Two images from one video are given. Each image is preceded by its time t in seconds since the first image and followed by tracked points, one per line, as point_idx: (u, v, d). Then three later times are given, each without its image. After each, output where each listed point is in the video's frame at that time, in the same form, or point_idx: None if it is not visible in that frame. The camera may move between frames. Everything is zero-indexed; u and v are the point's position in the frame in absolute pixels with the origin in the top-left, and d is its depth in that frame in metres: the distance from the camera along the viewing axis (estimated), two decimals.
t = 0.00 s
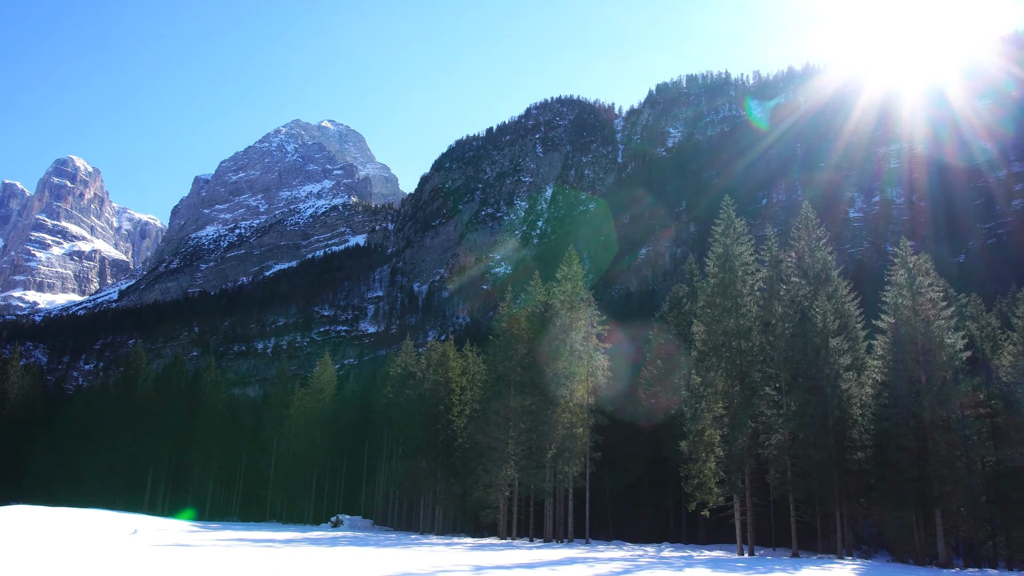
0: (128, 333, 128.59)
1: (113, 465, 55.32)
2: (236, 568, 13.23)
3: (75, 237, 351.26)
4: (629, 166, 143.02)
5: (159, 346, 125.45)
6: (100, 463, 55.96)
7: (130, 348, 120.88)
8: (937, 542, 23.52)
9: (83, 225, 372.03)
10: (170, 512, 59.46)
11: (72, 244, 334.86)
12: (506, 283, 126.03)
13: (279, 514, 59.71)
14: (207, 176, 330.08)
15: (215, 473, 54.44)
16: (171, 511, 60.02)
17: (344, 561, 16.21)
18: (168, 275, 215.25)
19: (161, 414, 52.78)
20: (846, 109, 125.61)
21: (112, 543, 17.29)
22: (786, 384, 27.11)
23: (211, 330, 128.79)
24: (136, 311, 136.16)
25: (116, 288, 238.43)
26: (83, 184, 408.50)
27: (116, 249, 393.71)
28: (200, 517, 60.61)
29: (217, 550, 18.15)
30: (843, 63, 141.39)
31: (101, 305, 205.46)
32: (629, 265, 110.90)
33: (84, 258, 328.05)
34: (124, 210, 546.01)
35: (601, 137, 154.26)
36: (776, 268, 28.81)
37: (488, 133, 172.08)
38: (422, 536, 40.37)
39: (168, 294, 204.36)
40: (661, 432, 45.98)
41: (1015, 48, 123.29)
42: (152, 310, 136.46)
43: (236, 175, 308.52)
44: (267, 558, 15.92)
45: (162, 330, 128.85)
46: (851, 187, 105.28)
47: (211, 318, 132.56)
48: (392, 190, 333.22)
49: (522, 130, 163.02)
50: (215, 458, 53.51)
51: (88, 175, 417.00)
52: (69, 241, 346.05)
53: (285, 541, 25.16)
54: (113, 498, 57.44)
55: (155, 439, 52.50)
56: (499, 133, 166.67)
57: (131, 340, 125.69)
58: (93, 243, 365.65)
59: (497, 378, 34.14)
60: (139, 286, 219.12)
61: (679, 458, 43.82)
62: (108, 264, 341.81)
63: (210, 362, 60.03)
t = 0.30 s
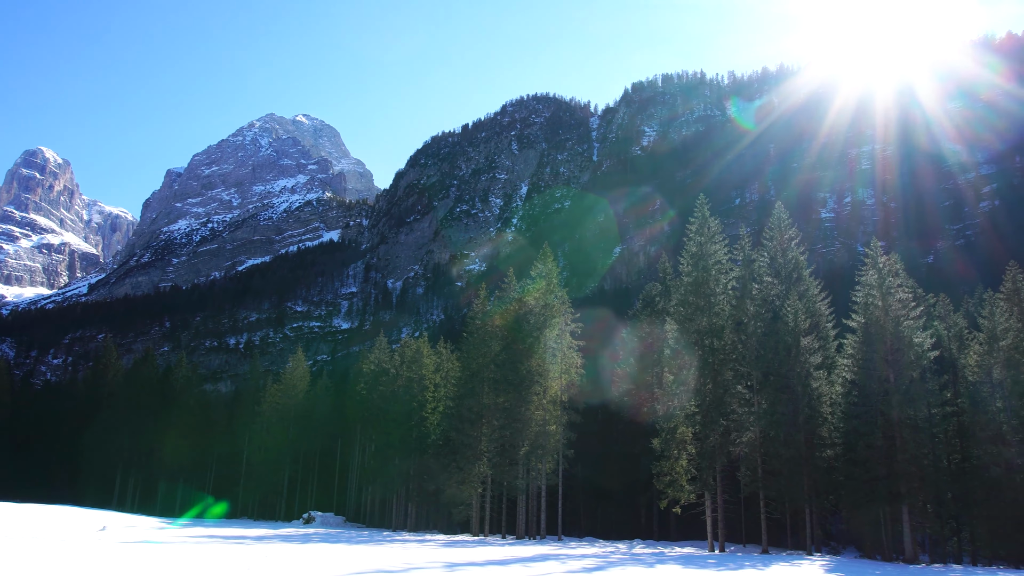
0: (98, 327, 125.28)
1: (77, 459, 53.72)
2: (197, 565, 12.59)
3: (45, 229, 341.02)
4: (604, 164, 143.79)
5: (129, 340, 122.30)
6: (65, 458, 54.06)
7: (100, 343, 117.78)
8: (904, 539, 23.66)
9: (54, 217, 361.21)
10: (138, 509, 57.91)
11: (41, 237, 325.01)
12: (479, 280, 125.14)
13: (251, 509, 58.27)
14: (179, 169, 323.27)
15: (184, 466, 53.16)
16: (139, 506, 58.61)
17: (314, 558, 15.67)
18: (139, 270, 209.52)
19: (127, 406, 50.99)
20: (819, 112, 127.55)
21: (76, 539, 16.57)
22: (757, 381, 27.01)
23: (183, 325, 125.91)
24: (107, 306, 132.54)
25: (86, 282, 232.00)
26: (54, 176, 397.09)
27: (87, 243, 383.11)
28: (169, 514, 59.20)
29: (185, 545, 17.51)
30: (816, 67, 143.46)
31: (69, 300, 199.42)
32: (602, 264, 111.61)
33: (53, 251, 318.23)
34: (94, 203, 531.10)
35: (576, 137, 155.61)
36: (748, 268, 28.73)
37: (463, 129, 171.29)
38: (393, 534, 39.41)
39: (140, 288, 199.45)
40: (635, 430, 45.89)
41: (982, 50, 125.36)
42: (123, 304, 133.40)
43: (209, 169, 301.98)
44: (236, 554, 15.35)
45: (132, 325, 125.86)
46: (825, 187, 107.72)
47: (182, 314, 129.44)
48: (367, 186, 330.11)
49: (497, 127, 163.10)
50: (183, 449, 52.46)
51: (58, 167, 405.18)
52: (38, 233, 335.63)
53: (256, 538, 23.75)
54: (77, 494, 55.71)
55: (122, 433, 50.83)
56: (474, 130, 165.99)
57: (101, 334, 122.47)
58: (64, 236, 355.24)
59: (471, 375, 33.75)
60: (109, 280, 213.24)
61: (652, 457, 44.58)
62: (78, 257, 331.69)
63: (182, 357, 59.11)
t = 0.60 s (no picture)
0: (64, 323, 122.03)
1: (37, 456, 51.10)
2: (166, 563, 12.10)
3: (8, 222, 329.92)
4: (578, 164, 144.49)
5: (96, 335, 119.07)
6: (22, 455, 51.86)
7: (65, 338, 114.42)
8: (870, 536, 23.95)
9: (17, 209, 349.69)
10: (106, 506, 56.48)
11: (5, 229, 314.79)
12: (453, 277, 124.49)
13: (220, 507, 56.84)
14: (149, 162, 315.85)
15: (152, 462, 51.93)
16: (106, 504, 57.05)
17: (282, 554, 15.19)
18: (107, 264, 203.80)
19: (105, 398, 51.02)
20: (791, 116, 129.70)
21: (40, 534, 15.70)
22: (728, 382, 26.87)
23: (152, 321, 123.16)
24: (74, 301, 129.07)
25: (52, 276, 225.42)
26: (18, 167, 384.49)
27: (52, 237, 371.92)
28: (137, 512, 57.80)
29: (154, 542, 16.88)
30: (787, 71, 145.87)
31: (35, 294, 193.55)
32: (575, 262, 112.30)
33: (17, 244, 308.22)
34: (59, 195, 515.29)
35: (551, 135, 156.11)
36: (720, 268, 28.83)
37: (438, 126, 170.24)
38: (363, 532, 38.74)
39: (109, 283, 194.57)
40: (606, 430, 45.94)
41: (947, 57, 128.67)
42: (91, 299, 130.04)
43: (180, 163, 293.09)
44: (207, 551, 14.88)
45: (101, 320, 122.94)
46: (796, 189, 109.83)
47: (151, 309, 126.52)
48: (341, 181, 326.19)
49: (472, 125, 162.40)
50: (152, 447, 51.12)
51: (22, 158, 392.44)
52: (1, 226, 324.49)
53: (228, 535, 22.67)
54: (43, 491, 54.14)
55: (85, 428, 49.13)
56: (449, 127, 164.94)
57: (68, 330, 119.03)
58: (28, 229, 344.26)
59: (444, 373, 33.31)
60: (76, 274, 207.37)
61: (622, 457, 44.28)
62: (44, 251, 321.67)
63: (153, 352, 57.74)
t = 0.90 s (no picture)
0: (28, 318, 118.03)
1: None
2: (133, 561, 11.45)
3: None
4: (551, 163, 144.74)
5: (61, 331, 115.39)
6: None
7: (28, 334, 110.58)
8: (837, 535, 24.11)
9: None
10: (71, 504, 54.68)
11: None
12: (426, 275, 123.45)
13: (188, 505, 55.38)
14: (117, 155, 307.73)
15: (120, 460, 49.95)
16: (71, 502, 55.30)
17: (250, 553, 14.53)
18: (73, 259, 197.78)
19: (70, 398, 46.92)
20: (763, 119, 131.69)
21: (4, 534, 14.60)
22: (697, 380, 26.91)
23: (120, 317, 119.99)
24: (38, 295, 125.07)
25: (17, 271, 218.33)
26: None
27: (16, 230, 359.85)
28: (103, 510, 55.96)
29: (115, 540, 16.03)
30: (759, 76, 148.12)
31: None
32: (549, 260, 112.75)
33: None
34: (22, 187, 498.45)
35: (525, 134, 156.36)
36: (691, 268, 28.82)
37: (412, 124, 168.71)
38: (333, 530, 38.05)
39: (76, 278, 189.08)
40: (577, 429, 45.55)
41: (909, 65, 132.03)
42: (55, 294, 125.98)
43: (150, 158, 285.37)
44: (171, 550, 14.12)
45: (66, 314, 119.16)
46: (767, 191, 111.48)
47: (119, 304, 123.27)
48: (314, 178, 321.71)
49: (446, 123, 161.24)
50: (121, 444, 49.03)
51: None
52: None
53: (193, 534, 21.62)
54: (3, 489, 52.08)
55: (42, 427, 46.78)
56: (423, 125, 163.44)
57: (34, 325, 115.07)
58: None
59: (415, 371, 32.70)
60: (41, 269, 200.98)
61: (592, 454, 44.05)
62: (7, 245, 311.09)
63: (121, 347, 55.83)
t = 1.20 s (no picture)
0: None
1: None
2: (93, 560, 10.94)
3: None
4: (523, 163, 145.81)
5: (24, 326, 111.92)
6: None
7: None
8: (803, 535, 24.38)
9: None
10: (33, 502, 52.84)
11: None
12: (397, 273, 122.42)
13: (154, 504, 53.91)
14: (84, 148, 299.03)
15: (85, 458, 48.67)
16: (31, 501, 53.42)
17: (217, 552, 13.86)
18: (39, 253, 191.23)
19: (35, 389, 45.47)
20: (735, 123, 133.64)
21: None
22: (664, 378, 26.86)
23: (85, 313, 117.17)
24: None
25: None
26: None
27: None
28: (66, 509, 54.17)
29: (73, 540, 15.26)
30: (730, 80, 150.51)
31: None
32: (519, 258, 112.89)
33: None
34: None
35: (498, 132, 156.81)
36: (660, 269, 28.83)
37: (385, 121, 167.04)
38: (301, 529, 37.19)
39: (40, 273, 183.10)
40: (547, 429, 44.98)
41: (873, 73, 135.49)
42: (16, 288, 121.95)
43: (119, 152, 272.81)
44: (137, 548, 13.50)
45: (30, 308, 115.78)
46: (738, 194, 113.11)
47: (85, 298, 119.98)
48: (285, 174, 316.86)
49: (419, 121, 159.94)
50: (84, 442, 47.55)
51: None
52: None
53: (156, 531, 20.80)
54: None
55: None
56: (396, 122, 161.92)
57: None
58: None
59: (385, 370, 32.26)
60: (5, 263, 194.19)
61: (563, 453, 43.21)
62: None
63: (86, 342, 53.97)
